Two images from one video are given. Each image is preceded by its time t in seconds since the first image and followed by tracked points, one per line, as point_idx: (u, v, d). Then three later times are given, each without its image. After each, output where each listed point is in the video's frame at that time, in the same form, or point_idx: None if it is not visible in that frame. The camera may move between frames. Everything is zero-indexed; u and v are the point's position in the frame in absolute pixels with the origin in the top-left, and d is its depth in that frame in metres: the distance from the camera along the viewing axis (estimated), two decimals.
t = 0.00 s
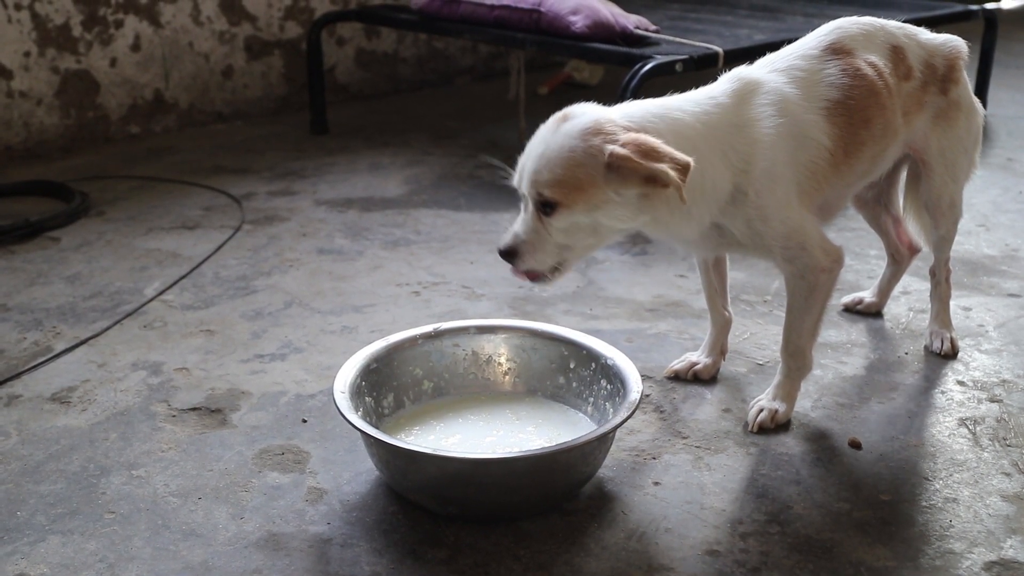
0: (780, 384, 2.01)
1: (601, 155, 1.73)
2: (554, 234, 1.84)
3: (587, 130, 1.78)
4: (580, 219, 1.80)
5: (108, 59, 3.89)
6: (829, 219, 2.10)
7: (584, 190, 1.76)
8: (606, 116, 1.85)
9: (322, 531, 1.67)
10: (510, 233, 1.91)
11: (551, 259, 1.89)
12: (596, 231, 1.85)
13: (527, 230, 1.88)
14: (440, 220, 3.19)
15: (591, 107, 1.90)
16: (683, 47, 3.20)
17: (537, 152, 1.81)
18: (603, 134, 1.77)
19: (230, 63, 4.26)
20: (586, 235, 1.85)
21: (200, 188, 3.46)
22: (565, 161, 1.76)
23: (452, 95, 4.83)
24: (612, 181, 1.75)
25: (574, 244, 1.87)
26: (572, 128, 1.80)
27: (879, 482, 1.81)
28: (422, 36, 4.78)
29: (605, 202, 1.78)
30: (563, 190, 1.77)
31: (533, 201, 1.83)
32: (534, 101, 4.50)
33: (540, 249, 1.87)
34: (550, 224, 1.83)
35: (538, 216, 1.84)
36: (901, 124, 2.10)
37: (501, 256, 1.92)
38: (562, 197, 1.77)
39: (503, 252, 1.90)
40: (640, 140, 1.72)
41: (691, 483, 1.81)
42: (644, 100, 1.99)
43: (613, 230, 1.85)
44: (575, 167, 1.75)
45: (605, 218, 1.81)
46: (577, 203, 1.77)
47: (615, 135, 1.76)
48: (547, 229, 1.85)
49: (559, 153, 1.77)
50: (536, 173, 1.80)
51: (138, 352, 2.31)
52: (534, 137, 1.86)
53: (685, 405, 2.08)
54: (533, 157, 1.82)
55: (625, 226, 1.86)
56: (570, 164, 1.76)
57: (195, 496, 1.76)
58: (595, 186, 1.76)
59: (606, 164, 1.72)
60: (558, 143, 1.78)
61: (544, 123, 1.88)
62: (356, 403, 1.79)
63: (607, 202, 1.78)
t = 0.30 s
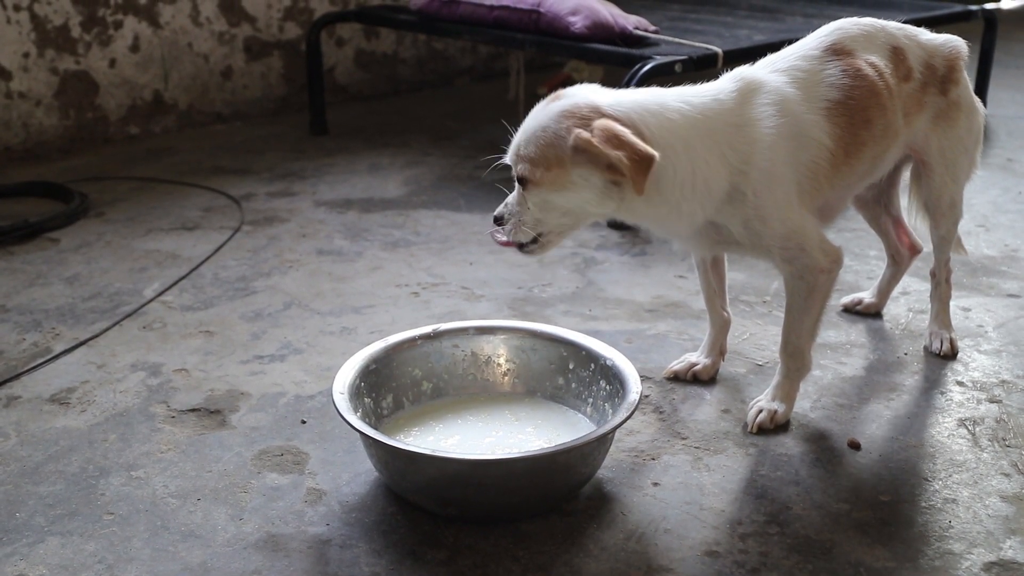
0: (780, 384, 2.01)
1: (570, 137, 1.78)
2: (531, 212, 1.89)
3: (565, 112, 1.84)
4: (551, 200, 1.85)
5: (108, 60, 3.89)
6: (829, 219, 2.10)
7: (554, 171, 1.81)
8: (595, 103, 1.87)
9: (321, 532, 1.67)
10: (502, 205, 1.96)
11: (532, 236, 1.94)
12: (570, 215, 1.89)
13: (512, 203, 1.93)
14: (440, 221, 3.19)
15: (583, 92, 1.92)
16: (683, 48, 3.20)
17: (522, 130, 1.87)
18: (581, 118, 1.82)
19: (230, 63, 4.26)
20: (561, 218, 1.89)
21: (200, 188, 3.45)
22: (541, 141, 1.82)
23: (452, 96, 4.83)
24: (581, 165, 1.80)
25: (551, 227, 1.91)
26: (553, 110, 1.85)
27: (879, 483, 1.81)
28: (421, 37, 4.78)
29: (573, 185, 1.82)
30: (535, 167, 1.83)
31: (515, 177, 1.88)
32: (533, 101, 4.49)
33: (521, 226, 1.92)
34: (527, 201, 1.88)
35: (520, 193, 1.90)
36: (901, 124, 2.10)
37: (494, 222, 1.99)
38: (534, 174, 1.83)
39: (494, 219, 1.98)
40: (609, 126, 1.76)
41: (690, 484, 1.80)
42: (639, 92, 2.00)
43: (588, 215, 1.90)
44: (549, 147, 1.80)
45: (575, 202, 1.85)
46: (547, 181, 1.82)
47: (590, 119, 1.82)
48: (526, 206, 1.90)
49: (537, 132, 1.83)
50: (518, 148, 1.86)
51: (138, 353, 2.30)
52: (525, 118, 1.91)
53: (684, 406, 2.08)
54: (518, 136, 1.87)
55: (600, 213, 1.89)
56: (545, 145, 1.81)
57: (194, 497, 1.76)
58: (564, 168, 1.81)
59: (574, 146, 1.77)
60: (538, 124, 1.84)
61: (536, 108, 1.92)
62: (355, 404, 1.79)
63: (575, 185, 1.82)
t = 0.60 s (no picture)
0: (779, 386, 2.01)
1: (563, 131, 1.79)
2: (541, 211, 1.88)
3: (554, 107, 1.84)
4: (556, 197, 1.85)
5: (107, 61, 3.89)
6: (830, 221, 2.10)
7: (553, 166, 1.82)
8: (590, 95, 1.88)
9: (321, 534, 1.67)
10: (512, 208, 1.96)
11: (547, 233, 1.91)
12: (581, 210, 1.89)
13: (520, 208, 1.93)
14: (439, 222, 3.19)
15: (580, 86, 1.93)
16: (683, 49, 3.20)
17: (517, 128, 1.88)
18: (572, 111, 1.83)
19: (230, 64, 4.26)
20: (570, 213, 1.89)
21: (200, 190, 3.45)
22: (536, 139, 1.83)
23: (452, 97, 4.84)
24: (578, 157, 1.81)
25: (562, 223, 1.90)
26: (545, 105, 1.87)
27: (878, 485, 1.81)
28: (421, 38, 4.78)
29: (572, 178, 1.83)
30: (535, 167, 1.83)
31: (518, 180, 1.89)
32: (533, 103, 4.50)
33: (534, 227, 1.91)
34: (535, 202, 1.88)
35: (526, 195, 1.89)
36: (902, 124, 2.10)
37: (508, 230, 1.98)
38: (534, 173, 1.84)
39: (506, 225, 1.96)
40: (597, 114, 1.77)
41: (690, 485, 1.80)
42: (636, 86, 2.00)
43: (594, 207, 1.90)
44: (544, 143, 1.82)
45: (580, 194, 1.85)
46: (548, 179, 1.83)
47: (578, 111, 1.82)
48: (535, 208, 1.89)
49: (530, 129, 1.84)
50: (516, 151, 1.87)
51: (137, 354, 2.30)
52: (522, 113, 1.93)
53: (684, 408, 2.08)
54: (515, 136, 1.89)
55: (604, 203, 1.89)
56: (539, 141, 1.82)
57: (194, 499, 1.76)
58: (561, 162, 1.82)
59: (568, 140, 1.78)
60: (531, 120, 1.85)
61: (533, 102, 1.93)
62: (355, 406, 1.79)
63: (575, 177, 1.83)
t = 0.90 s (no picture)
0: (779, 387, 2.01)
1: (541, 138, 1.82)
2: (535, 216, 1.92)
3: (544, 115, 1.87)
4: (545, 201, 1.88)
5: (107, 62, 3.90)
6: (831, 223, 2.10)
7: (538, 173, 1.85)
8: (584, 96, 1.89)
9: (320, 535, 1.67)
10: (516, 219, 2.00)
11: (547, 237, 1.96)
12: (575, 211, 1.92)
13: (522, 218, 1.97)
14: (439, 223, 3.19)
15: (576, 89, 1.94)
16: (682, 51, 3.20)
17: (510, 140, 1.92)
18: (560, 117, 1.85)
19: (230, 66, 4.26)
20: (566, 217, 1.92)
21: (200, 191, 3.45)
22: (523, 148, 1.87)
23: (452, 98, 4.84)
24: (558, 163, 1.82)
25: (558, 224, 1.93)
26: (534, 114, 1.90)
27: (878, 486, 1.81)
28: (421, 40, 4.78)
29: (559, 185, 1.86)
30: (523, 176, 1.87)
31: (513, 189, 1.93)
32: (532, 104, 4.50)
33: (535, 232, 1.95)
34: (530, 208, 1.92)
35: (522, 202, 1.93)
36: (903, 126, 2.10)
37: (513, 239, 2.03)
38: (524, 183, 1.87)
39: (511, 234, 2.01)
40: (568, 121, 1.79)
41: (689, 487, 1.80)
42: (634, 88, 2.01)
43: (587, 207, 1.92)
44: (529, 152, 1.85)
45: (568, 196, 1.88)
46: (534, 186, 1.87)
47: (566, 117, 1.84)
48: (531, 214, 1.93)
49: (520, 138, 1.87)
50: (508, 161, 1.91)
51: (137, 355, 2.30)
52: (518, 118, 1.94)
53: (683, 409, 2.08)
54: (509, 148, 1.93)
55: (595, 204, 1.92)
56: (526, 149, 1.86)
57: (194, 500, 1.76)
58: (545, 168, 1.84)
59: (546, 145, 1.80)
60: (520, 130, 1.89)
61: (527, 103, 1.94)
62: (355, 407, 1.79)
63: (560, 182, 1.85)
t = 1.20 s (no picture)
0: (779, 388, 2.01)
1: (539, 131, 1.79)
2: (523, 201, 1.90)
3: (542, 110, 1.85)
4: (535, 191, 1.87)
5: (107, 63, 3.89)
6: (831, 224, 2.10)
7: (532, 163, 1.83)
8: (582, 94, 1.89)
9: (320, 536, 1.67)
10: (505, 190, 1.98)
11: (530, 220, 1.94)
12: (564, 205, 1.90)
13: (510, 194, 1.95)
14: (439, 224, 3.19)
15: (575, 85, 1.94)
16: (682, 52, 3.21)
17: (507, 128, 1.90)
18: (558, 112, 1.84)
19: (229, 66, 4.26)
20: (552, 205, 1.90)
21: (199, 192, 3.45)
22: (520, 135, 1.85)
23: (451, 99, 4.84)
24: (553, 158, 1.80)
25: (544, 213, 1.91)
26: (532, 104, 1.88)
27: (878, 488, 1.81)
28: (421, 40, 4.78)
29: (548, 178, 1.83)
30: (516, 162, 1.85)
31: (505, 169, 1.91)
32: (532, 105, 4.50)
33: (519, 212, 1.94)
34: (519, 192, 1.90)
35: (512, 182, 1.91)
36: (904, 127, 2.10)
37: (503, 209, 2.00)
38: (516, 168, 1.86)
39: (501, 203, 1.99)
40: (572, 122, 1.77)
41: (689, 488, 1.80)
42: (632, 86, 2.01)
43: (575, 202, 1.90)
44: (526, 141, 1.83)
45: (557, 191, 1.86)
46: (526, 175, 1.84)
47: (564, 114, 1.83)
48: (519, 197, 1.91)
49: (517, 128, 1.86)
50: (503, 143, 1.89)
51: (136, 356, 2.30)
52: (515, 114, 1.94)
53: (683, 410, 2.08)
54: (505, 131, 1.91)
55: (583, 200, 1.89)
56: (523, 136, 1.84)
57: (193, 501, 1.76)
58: (540, 160, 1.82)
59: (545, 140, 1.79)
60: (519, 119, 1.87)
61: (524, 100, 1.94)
62: (354, 408, 1.79)
63: (553, 177, 1.83)
